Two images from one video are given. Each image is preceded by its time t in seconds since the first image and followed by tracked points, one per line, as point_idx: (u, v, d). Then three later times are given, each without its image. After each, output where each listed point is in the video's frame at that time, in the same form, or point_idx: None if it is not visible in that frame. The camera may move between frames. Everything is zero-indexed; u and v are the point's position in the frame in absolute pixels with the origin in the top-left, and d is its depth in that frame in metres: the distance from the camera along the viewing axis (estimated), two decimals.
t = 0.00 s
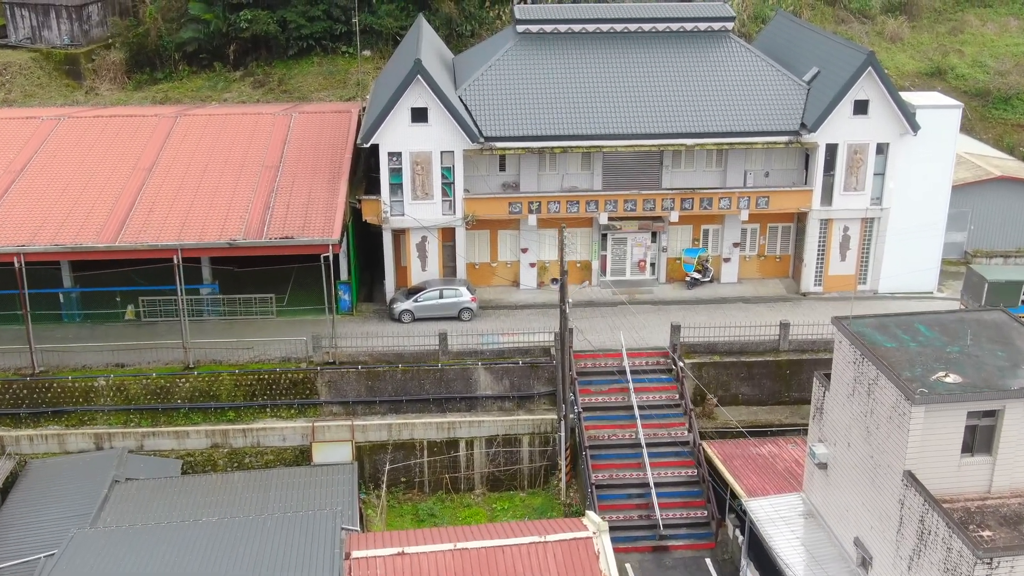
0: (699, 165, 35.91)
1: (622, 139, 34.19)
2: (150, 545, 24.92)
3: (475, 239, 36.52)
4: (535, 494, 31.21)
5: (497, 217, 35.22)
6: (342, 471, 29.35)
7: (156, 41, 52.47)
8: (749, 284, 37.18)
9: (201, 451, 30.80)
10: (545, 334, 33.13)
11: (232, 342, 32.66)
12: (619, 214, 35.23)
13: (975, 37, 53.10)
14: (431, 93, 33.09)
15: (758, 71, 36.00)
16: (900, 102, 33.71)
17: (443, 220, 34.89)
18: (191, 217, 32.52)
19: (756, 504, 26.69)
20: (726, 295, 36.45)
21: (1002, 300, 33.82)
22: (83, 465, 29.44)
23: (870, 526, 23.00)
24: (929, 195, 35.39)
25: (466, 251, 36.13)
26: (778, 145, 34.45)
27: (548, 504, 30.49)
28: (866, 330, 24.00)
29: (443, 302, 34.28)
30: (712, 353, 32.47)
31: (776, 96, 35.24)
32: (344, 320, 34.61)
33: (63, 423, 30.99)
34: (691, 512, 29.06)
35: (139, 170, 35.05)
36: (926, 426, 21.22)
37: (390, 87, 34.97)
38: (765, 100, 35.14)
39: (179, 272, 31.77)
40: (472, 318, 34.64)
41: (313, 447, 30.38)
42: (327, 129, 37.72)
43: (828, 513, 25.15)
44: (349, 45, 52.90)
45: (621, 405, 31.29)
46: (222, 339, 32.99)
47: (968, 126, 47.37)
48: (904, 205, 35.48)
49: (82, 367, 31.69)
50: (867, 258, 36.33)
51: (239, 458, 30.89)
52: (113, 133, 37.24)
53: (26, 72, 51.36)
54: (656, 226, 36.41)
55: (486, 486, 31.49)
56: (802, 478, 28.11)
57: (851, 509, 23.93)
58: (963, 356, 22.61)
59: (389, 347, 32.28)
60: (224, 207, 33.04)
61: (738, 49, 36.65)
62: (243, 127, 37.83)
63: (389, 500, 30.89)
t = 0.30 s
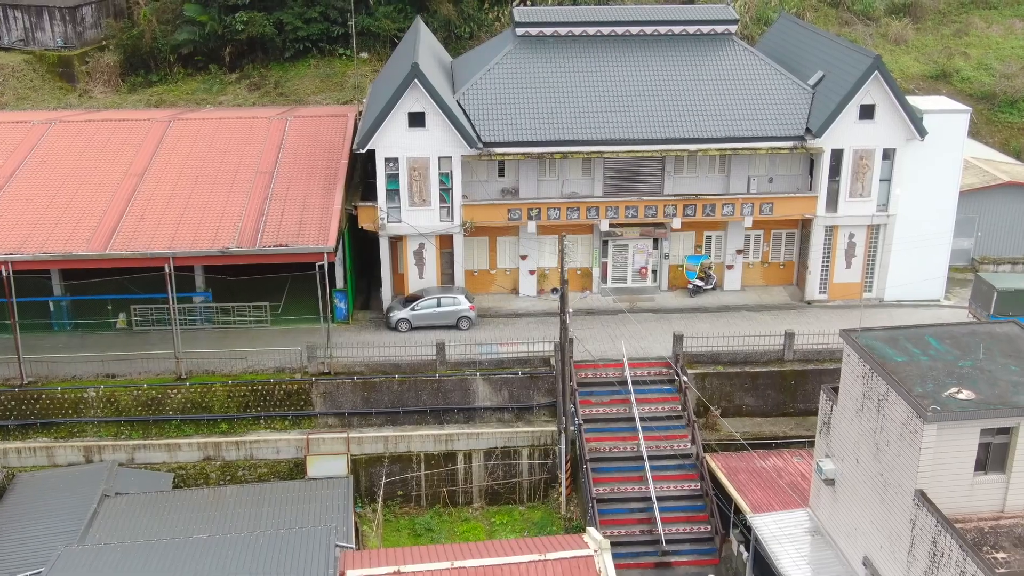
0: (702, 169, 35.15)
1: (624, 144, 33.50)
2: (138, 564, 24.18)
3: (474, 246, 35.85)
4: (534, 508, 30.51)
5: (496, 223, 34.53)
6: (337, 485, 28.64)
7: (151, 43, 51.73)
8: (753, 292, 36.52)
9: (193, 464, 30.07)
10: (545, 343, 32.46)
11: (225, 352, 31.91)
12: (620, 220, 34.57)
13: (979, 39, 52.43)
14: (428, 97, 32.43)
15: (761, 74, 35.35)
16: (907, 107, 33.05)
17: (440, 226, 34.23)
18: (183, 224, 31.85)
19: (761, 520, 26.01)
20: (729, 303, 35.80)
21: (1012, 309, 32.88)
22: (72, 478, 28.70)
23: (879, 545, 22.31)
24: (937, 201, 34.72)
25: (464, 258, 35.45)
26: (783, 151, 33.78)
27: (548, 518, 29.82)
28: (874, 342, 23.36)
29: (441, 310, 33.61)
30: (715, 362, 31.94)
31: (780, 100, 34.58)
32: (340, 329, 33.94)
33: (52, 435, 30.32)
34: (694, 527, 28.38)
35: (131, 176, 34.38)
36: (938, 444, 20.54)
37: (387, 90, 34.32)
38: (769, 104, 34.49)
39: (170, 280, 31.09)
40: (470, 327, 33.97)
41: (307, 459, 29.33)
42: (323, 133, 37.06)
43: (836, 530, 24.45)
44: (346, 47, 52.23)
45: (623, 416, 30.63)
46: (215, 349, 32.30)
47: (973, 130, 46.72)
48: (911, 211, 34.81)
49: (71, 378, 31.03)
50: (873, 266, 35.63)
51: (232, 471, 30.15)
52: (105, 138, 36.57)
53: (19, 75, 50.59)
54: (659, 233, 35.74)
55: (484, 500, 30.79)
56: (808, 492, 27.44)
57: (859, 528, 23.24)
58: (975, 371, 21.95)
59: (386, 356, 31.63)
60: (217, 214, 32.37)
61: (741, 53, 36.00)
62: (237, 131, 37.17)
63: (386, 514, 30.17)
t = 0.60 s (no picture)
0: (704, 175, 34.45)
1: (625, 150, 32.79)
2: None
3: (472, 253, 35.16)
4: (534, 523, 29.81)
5: (494, 230, 33.82)
6: (332, 500, 27.94)
7: (145, 45, 51.01)
8: (757, 300, 35.85)
9: (185, 478, 29.38)
10: (545, 354, 31.79)
11: (218, 363, 31.21)
12: (622, 227, 33.87)
13: (985, 41, 51.73)
14: (426, 102, 31.71)
15: (765, 78, 34.66)
16: (915, 112, 32.33)
17: (438, 234, 33.53)
18: (175, 232, 31.14)
19: (767, 538, 25.31)
20: (733, 311, 35.11)
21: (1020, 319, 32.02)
22: (60, 493, 27.97)
23: (890, 567, 21.58)
24: (945, 207, 34.03)
25: (462, 266, 34.77)
26: (788, 156, 33.07)
27: (548, 533, 29.12)
28: (884, 357, 22.66)
29: (438, 319, 32.94)
30: (719, 373, 31.22)
31: (785, 105, 33.89)
32: (336, 338, 33.25)
33: (41, 448, 29.63)
34: (698, 544, 27.66)
35: (122, 182, 33.68)
36: (952, 464, 19.84)
37: (384, 95, 33.61)
38: (773, 109, 33.78)
39: (161, 289, 30.38)
40: (468, 337, 33.32)
41: (302, 474, 28.98)
42: (319, 138, 36.36)
43: (844, 550, 23.72)
44: (343, 49, 51.55)
45: (625, 429, 29.92)
46: (207, 360, 31.56)
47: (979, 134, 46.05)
48: (917, 218, 34.13)
49: (60, 390, 30.30)
50: (879, 274, 34.96)
51: (224, 485, 29.48)
52: (96, 143, 35.84)
53: (11, 77, 49.82)
54: (661, 240, 35.06)
55: (483, 515, 30.09)
56: (815, 508, 26.75)
57: (869, 548, 22.51)
58: (989, 388, 21.25)
59: (382, 367, 30.94)
60: (209, 222, 31.66)
61: (745, 56, 35.31)
62: (231, 136, 36.47)
63: (382, 529, 29.45)
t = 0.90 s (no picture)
0: (707, 182, 33.72)
1: (627, 156, 32.03)
2: None
3: (470, 261, 34.42)
4: (534, 539, 29.04)
5: (493, 238, 33.06)
6: (327, 516, 27.17)
7: (138, 48, 50.24)
8: (761, 309, 35.12)
9: (175, 494, 28.64)
10: (545, 365, 31.05)
11: (209, 376, 30.44)
12: (623, 235, 33.14)
13: (991, 44, 50.99)
14: (423, 107, 30.98)
15: (769, 82, 33.93)
16: (923, 117, 31.60)
17: (435, 242, 32.79)
18: (166, 241, 30.39)
19: (773, 558, 24.58)
20: (736, 320, 34.38)
21: None
22: (47, 509, 27.20)
23: None
24: (953, 214, 33.30)
25: (460, 275, 34.03)
26: (793, 163, 32.32)
27: (547, 550, 28.38)
28: (896, 373, 21.91)
29: (435, 329, 32.21)
30: (722, 385, 30.40)
31: (790, 110, 33.14)
32: (331, 349, 32.51)
33: (28, 463, 28.90)
34: (702, 562, 26.92)
35: (113, 189, 32.92)
36: (967, 486, 19.13)
37: (380, 100, 32.85)
38: (778, 114, 33.04)
39: (152, 300, 29.62)
40: (466, 347, 32.56)
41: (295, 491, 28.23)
42: (313, 143, 35.62)
43: (853, 571, 22.97)
44: (339, 52, 50.82)
45: (627, 443, 29.15)
46: (198, 372, 30.79)
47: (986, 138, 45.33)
48: (925, 226, 33.39)
49: (47, 403, 29.55)
50: (886, 282, 34.20)
51: (216, 502, 28.72)
52: (87, 148, 35.07)
53: (3, 80, 49.05)
54: (662, 247, 34.32)
55: (481, 531, 29.35)
56: (822, 526, 26.00)
57: (879, 570, 21.76)
58: (1005, 406, 20.55)
59: (378, 379, 30.20)
60: (201, 230, 30.91)
61: (749, 59, 34.56)
62: (224, 141, 35.72)
63: (377, 546, 28.71)
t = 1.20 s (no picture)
0: (710, 189, 32.95)
1: (628, 162, 31.25)
2: None
3: (468, 270, 33.64)
4: (533, 558, 28.22)
5: (491, 246, 32.28)
6: (320, 535, 26.37)
7: (131, 51, 49.45)
8: (765, 318, 34.36)
9: (164, 511, 27.85)
10: (545, 378, 30.28)
11: (199, 390, 29.64)
12: (624, 243, 32.34)
13: (997, 46, 50.23)
14: (419, 113, 30.20)
15: (774, 87, 33.16)
16: (933, 123, 30.83)
17: (432, 250, 32.01)
18: (155, 250, 29.60)
19: None
20: (740, 330, 33.62)
21: None
22: (32, 526, 26.37)
23: None
24: (962, 222, 32.53)
25: (457, 284, 33.25)
26: (799, 169, 31.54)
27: (547, 569, 27.56)
28: (908, 391, 21.12)
29: (432, 340, 31.44)
30: (727, 399, 29.64)
31: (795, 116, 32.37)
32: (325, 361, 31.73)
33: (13, 479, 28.10)
34: None
35: (102, 196, 32.11)
36: (985, 512, 18.39)
37: (375, 105, 32.06)
38: (783, 119, 32.27)
39: (140, 311, 28.85)
40: (464, 359, 31.82)
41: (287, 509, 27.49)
42: (308, 149, 34.83)
43: None
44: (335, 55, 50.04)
45: (628, 459, 28.36)
46: (189, 385, 30.00)
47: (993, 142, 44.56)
48: (934, 234, 32.62)
49: (33, 418, 28.75)
50: (894, 292, 33.43)
51: (206, 519, 27.91)
52: (76, 154, 34.27)
53: None
54: (665, 255, 33.54)
55: (479, 549, 28.56)
56: (830, 547, 25.23)
57: None
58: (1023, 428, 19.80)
59: (373, 393, 29.43)
60: (191, 239, 30.11)
61: (753, 63, 33.79)
62: (216, 147, 34.92)
63: (372, 565, 27.92)
